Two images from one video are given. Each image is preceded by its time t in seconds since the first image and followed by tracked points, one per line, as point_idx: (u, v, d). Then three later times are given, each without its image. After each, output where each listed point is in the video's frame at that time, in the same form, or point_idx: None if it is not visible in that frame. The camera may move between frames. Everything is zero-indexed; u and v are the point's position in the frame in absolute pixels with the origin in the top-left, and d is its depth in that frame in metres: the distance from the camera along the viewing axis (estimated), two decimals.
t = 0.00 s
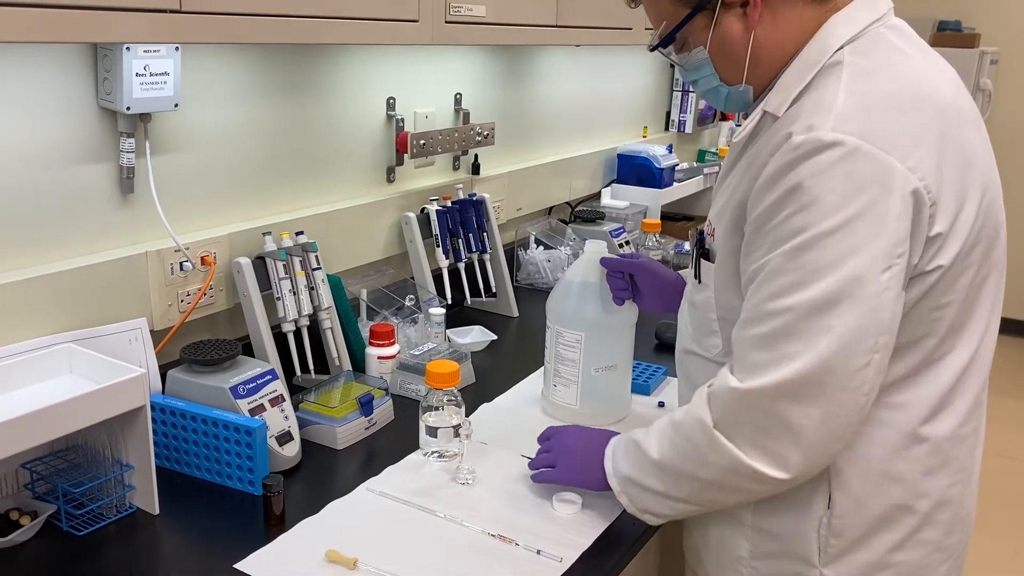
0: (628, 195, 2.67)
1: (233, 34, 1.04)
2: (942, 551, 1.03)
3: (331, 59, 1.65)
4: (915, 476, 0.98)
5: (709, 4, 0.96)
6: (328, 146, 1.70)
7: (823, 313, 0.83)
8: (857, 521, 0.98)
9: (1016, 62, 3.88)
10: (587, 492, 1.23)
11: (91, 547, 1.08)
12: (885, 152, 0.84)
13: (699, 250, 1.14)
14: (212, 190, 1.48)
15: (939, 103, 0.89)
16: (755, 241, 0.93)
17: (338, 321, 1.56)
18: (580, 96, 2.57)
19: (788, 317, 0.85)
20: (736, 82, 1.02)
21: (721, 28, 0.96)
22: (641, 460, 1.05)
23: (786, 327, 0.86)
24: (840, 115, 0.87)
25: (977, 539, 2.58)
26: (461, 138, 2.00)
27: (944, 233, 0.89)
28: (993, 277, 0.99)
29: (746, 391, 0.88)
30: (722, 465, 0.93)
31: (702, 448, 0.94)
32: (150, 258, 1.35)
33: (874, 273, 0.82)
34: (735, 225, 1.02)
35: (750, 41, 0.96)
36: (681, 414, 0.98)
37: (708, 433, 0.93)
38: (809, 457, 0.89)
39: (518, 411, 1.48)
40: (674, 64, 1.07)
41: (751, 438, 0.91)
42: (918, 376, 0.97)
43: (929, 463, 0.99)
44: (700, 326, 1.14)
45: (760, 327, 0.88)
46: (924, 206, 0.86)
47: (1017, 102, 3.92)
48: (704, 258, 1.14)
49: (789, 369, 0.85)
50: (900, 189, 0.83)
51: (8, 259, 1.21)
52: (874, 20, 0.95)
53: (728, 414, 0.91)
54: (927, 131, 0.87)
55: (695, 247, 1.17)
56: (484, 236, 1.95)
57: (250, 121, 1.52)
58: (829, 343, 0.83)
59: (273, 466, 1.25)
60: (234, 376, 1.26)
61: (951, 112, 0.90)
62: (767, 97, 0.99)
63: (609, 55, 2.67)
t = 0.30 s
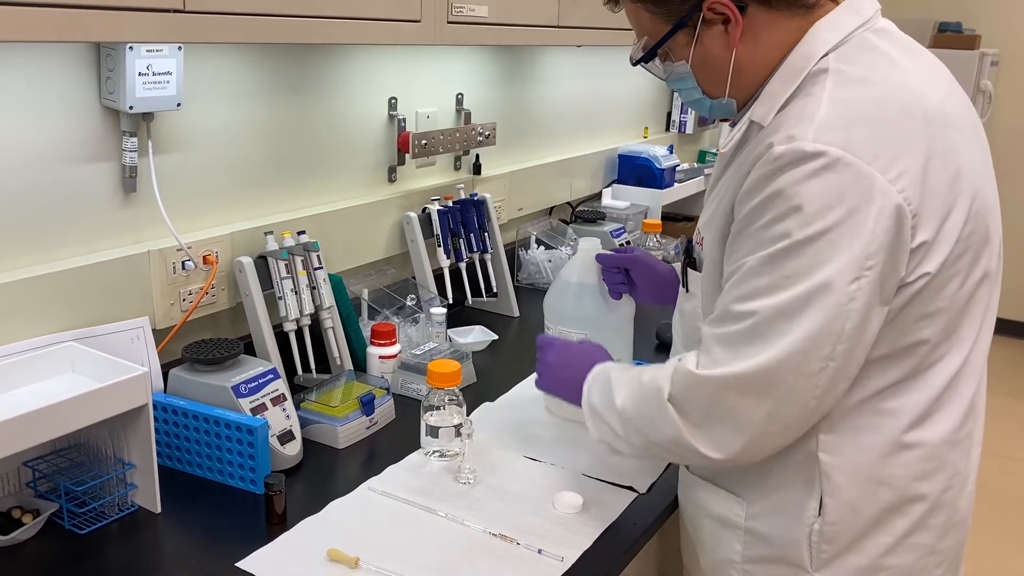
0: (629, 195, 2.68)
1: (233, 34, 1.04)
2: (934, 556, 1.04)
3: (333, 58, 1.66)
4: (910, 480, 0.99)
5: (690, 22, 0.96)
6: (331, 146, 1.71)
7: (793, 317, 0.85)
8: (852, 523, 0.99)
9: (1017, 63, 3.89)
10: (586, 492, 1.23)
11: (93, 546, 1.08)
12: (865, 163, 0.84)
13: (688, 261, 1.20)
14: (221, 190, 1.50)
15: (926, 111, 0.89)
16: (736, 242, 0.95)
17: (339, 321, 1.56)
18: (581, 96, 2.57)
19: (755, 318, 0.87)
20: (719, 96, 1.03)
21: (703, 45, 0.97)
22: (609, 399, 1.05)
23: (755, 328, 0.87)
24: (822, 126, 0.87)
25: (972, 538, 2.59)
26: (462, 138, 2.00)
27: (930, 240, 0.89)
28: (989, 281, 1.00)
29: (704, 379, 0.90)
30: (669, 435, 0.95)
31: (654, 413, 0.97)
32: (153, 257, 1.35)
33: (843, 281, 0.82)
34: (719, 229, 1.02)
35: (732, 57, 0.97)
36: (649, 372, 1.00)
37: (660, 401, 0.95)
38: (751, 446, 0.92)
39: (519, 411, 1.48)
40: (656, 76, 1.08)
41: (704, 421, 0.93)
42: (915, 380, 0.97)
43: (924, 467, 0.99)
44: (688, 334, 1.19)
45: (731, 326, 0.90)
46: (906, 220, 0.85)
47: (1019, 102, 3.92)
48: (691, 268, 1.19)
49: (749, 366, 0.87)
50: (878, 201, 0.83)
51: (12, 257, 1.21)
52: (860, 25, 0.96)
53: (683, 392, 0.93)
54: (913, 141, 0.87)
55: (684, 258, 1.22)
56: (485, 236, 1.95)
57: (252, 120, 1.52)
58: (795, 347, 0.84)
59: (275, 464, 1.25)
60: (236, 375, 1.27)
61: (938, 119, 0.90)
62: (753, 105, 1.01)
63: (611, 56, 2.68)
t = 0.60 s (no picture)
0: (629, 196, 2.68)
1: (237, 34, 1.04)
2: (930, 561, 1.04)
3: (336, 58, 1.66)
4: (909, 483, 0.99)
5: (684, 31, 0.95)
6: (333, 146, 1.71)
7: (766, 319, 0.88)
8: (852, 526, 0.99)
9: (1017, 65, 3.89)
10: (587, 492, 1.23)
11: (95, 545, 1.08)
12: (854, 172, 0.85)
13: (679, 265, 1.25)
14: (223, 186, 1.49)
15: (919, 119, 0.89)
16: (722, 239, 0.97)
17: (341, 321, 1.56)
18: (583, 97, 2.57)
19: (731, 316, 0.90)
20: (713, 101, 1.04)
21: (697, 53, 0.97)
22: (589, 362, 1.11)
23: (729, 325, 0.91)
24: (813, 134, 0.87)
25: (968, 539, 2.59)
26: (464, 138, 2.00)
27: (922, 249, 0.89)
28: (989, 285, 1.00)
29: (673, 367, 0.95)
30: (635, 412, 1.01)
31: (624, 389, 1.02)
32: (155, 257, 1.35)
33: (817, 289, 0.85)
34: (711, 227, 1.03)
35: (726, 66, 0.97)
36: (626, 349, 1.05)
37: (631, 378, 1.01)
38: (712, 433, 0.96)
39: (521, 411, 1.48)
40: (648, 79, 1.08)
41: (669, 405, 0.99)
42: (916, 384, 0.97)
43: (923, 473, 0.99)
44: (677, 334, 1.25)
45: (710, 322, 0.94)
46: (892, 235, 0.85)
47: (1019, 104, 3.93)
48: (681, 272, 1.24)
49: (721, 363, 0.91)
50: (862, 211, 0.84)
51: (15, 257, 1.21)
52: (855, 29, 0.96)
53: (655, 374, 0.99)
54: (907, 150, 0.87)
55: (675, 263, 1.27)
56: (487, 236, 1.95)
57: (254, 120, 1.52)
58: (766, 350, 0.88)
59: (277, 464, 1.25)
60: (239, 375, 1.26)
61: (932, 125, 0.90)
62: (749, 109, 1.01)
63: (613, 56, 2.68)
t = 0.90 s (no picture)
0: (629, 196, 2.67)
1: (238, 35, 1.04)
2: (925, 566, 1.05)
3: (337, 58, 1.66)
4: (906, 488, 0.99)
5: (675, 45, 0.95)
6: (333, 147, 1.71)
7: (755, 332, 0.88)
8: (849, 529, 0.99)
9: (1017, 68, 3.90)
10: (587, 493, 1.23)
11: (94, 546, 1.08)
12: (845, 187, 0.85)
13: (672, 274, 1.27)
14: (223, 188, 1.49)
15: (912, 130, 0.89)
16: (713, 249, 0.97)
17: (341, 321, 1.56)
18: (583, 98, 2.57)
19: (720, 329, 0.91)
20: (706, 112, 1.04)
21: (688, 67, 0.97)
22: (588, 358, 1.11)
23: (718, 338, 0.92)
24: (804, 147, 0.87)
25: (965, 541, 2.60)
26: (465, 139, 2.00)
27: (915, 263, 0.89)
28: (988, 289, 1.00)
29: (665, 376, 0.96)
30: (627, 418, 1.02)
31: (617, 394, 1.03)
32: (155, 257, 1.35)
33: (806, 304, 0.85)
34: (702, 236, 1.03)
35: (718, 79, 0.98)
36: (623, 351, 1.06)
37: (624, 384, 1.02)
38: (703, 443, 0.97)
39: (520, 412, 1.49)
40: (640, 93, 1.08)
41: (660, 413, 0.99)
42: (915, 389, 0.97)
43: (919, 479, 0.99)
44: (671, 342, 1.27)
45: (700, 333, 0.94)
46: (883, 249, 0.86)
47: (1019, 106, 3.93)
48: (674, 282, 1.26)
49: (712, 376, 0.91)
50: (853, 225, 0.84)
51: (15, 257, 1.21)
52: (847, 36, 0.96)
53: (648, 381, 0.99)
54: (900, 162, 0.87)
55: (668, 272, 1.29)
56: (487, 237, 1.95)
57: (255, 122, 1.52)
58: (754, 364, 0.88)
59: (277, 465, 1.25)
60: (239, 375, 1.27)
61: (926, 134, 0.89)
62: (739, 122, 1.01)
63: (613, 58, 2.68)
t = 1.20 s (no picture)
0: (627, 199, 2.66)
1: (236, 36, 1.04)
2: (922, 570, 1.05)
3: (334, 59, 1.66)
4: (904, 492, 0.99)
5: (665, 69, 0.95)
6: (330, 148, 1.71)
7: (748, 345, 0.88)
8: (846, 533, 0.99)
9: (1015, 71, 3.90)
10: (584, 496, 1.23)
11: (90, 546, 1.08)
12: (838, 199, 0.84)
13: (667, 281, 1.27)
14: (221, 192, 1.50)
15: (907, 140, 0.88)
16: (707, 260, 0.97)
17: (338, 322, 1.56)
18: (581, 99, 2.57)
19: (713, 341, 0.91)
20: (701, 133, 1.04)
21: (680, 88, 0.97)
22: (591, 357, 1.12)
23: (712, 350, 0.92)
24: (796, 159, 0.87)
25: (965, 544, 2.60)
26: (462, 141, 2.00)
27: (910, 274, 0.88)
28: (986, 294, 1.00)
29: (660, 386, 0.96)
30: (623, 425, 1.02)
31: (614, 402, 1.03)
32: (152, 258, 1.35)
33: (800, 316, 0.85)
34: (696, 245, 1.03)
35: (711, 100, 0.98)
36: (623, 356, 1.06)
37: (621, 392, 1.02)
38: (698, 453, 0.97)
39: (518, 414, 1.48)
40: (631, 115, 1.08)
41: (654, 421, 0.99)
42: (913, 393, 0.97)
43: (918, 485, 0.99)
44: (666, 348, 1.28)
45: (694, 344, 0.94)
46: (877, 262, 0.85)
47: (1019, 109, 3.94)
48: (670, 289, 1.26)
49: (705, 388, 0.91)
50: (847, 238, 0.84)
51: (12, 257, 1.21)
52: (840, 43, 0.96)
53: (644, 390, 0.99)
54: (895, 173, 0.87)
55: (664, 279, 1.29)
56: (484, 239, 1.95)
57: (251, 123, 1.52)
58: (747, 377, 0.88)
59: (273, 466, 1.25)
60: (236, 376, 1.26)
61: (921, 143, 0.89)
62: (732, 134, 1.01)
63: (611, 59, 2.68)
